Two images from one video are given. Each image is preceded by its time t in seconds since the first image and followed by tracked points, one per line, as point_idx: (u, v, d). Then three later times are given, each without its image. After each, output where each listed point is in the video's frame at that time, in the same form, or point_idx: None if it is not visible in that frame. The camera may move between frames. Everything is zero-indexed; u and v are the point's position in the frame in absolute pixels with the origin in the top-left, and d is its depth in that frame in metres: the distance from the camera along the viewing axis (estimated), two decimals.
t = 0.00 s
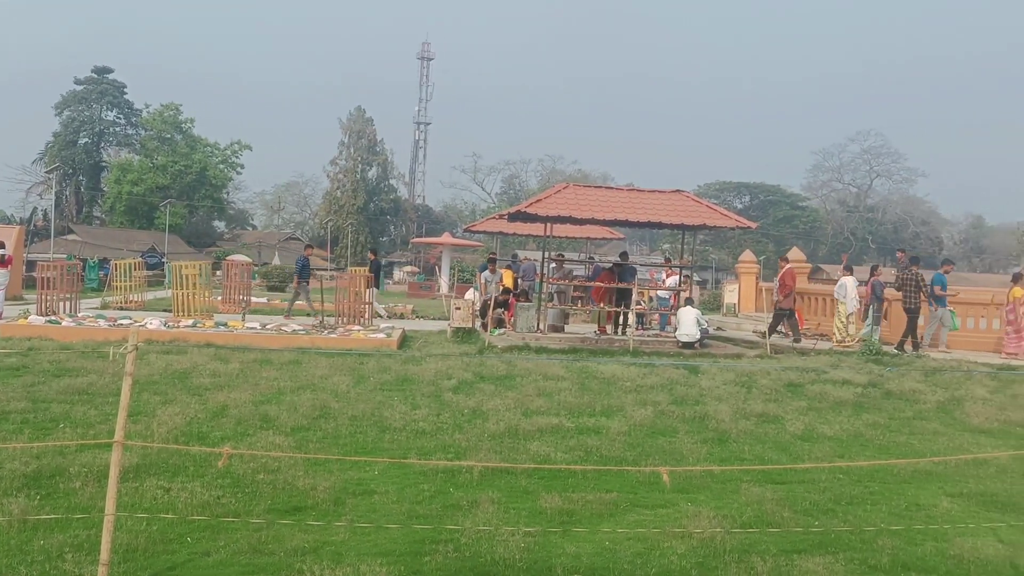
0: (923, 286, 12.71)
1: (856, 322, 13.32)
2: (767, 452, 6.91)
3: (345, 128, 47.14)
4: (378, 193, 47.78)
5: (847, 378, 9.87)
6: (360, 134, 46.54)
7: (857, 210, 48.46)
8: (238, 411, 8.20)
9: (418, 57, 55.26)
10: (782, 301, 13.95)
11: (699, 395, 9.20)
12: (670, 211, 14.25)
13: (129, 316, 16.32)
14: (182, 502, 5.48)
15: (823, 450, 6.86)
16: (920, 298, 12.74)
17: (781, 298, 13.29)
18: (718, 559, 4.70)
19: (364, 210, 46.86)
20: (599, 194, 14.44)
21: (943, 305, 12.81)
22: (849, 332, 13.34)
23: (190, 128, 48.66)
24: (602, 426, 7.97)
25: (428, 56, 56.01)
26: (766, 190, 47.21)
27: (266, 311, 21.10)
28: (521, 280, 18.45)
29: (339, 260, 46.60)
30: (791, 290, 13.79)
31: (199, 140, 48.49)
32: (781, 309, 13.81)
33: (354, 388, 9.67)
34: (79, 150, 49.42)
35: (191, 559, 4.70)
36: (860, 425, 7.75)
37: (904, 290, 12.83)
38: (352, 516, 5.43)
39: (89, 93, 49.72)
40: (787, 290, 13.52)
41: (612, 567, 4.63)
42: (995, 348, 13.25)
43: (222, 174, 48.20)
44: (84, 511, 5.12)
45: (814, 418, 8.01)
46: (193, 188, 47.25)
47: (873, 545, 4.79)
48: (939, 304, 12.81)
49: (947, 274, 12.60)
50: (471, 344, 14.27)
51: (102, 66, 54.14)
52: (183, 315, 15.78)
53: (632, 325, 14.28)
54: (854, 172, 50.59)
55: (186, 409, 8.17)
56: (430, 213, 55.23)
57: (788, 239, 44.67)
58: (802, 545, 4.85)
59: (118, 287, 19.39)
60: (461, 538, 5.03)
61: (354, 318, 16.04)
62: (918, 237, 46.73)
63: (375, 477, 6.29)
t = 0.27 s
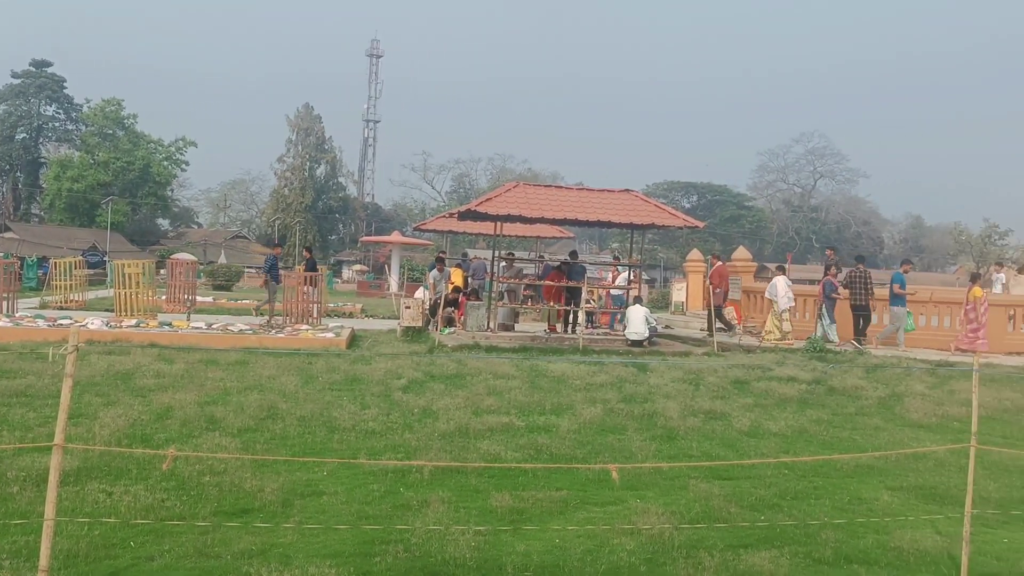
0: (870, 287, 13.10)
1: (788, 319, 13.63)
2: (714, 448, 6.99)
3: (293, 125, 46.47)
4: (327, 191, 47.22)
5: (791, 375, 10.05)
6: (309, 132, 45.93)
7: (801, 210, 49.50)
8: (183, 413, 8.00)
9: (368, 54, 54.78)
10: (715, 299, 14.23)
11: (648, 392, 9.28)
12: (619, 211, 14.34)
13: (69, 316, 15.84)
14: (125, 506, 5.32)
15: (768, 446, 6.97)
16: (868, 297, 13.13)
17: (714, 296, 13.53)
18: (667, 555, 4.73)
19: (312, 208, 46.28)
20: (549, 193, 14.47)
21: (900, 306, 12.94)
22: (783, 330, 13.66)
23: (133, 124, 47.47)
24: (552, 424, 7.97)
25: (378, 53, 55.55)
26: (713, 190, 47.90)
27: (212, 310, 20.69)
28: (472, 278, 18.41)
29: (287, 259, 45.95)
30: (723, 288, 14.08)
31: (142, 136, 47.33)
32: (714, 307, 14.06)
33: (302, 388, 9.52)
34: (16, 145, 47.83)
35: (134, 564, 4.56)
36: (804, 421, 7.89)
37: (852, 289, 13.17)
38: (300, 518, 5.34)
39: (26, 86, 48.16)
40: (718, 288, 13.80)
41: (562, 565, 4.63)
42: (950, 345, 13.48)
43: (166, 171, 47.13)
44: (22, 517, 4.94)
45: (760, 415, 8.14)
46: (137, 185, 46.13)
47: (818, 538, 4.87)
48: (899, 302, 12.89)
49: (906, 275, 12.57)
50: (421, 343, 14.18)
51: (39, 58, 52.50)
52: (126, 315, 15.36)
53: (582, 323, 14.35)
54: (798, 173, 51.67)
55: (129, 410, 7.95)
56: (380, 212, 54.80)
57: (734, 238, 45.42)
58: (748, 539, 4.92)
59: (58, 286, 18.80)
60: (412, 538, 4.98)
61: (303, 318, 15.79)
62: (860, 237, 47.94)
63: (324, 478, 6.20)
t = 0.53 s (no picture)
0: (811, 284, 13.36)
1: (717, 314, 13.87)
2: (655, 445, 7.05)
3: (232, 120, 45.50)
4: (267, 188, 46.38)
5: (730, 371, 10.22)
6: (249, 128, 45.04)
7: (740, 209, 50.45)
8: (118, 414, 7.75)
9: (309, 50, 53.98)
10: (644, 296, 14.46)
11: (590, 390, 9.33)
12: (562, 209, 14.39)
13: None
14: (55, 511, 5.12)
15: (708, 442, 7.06)
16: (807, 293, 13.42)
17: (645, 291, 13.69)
18: (609, 551, 4.74)
19: (252, 205, 45.41)
20: (493, 192, 14.44)
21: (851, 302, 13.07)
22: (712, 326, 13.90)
23: (65, 118, 45.92)
24: (495, 422, 7.95)
25: (319, 49, 54.81)
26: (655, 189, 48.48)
27: (147, 310, 20.13)
28: (415, 277, 18.28)
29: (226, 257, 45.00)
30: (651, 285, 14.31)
31: (74, 130, 45.82)
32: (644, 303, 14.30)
33: (242, 388, 9.31)
34: None
35: (65, 572, 4.38)
36: (743, 416, 8.02)
37: (792, 284, 13.42)
38: (239, 520, 5.21)
39: None
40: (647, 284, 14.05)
41: (505, 562, 4.60)
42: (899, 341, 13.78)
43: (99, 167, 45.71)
44: None
45: (700, 411, 8.24)
46: (68, 181, 44.65)
47: (756, 532, 4.95)
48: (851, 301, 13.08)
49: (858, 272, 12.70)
50: (363, 342, 14.03)
51: None
52: (57, 315, 14.84)
53: (525, 321, 14.36)
54: (737, 173, 52.64)
55: (60, 413, 7.66)
56: (322, 209, 54.07)
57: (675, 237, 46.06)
58: (689, 534, 4.96)
59: None
60: (354, 539, 4.89)
61: (241, 317, 15.37)
62: (797, 235, 49.10)
63: (264, 479, 6.06)
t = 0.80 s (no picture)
0: (752, 283, 13.55)
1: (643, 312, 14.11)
2: (595, 443, 7.07)
3: (166, 116, 44.31)
4: (203, 185, 45.31)
5: (669, 369, 10.34)
6: (183, 124, 43.92)
7: (678, 208, 51.27)
8: (43, 419, 7.45)
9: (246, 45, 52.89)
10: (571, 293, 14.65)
11: (531, 388, 9.33)
12: (503, 208, 14.37)
13: None
14: None
15: (647, 439, 7.12)
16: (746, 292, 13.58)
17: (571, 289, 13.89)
18: (548, 550, 4.73)
19: (187, 203, 44.31)
20: (433, 191, 14.33)
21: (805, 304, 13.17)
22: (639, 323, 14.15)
23: None
24: (436, 422, 7.88)
25: (256, 45, 53.71)
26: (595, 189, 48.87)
27: (76, 310, 19.46)
28: (355, 276, 18.06)
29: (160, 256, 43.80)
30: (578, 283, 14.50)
31: None
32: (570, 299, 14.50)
33: (175, 391, 9.05)
34: None
35: None
36: (681, 413, 8.11)
37: (734, 284, 13.58)
38: (171, 526, 5.05)
39: None
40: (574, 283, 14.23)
41: (444, 563, 4.55)
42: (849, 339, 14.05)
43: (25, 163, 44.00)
44: None
45: (639, 409, 8.31)
46: None
47: (693, 527, 5.00)
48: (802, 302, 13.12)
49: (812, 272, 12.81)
50: (301, 342, 13.79)
51: None
52: None
53: (466, 321, 14.30)
54: (675, 173, 53.43)
55: None
56: (259, 207, 53.07)
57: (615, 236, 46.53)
58: (627, 531, 4.99)
59: None
60: (291, 543, 4.79)
61: (175, 317, 14.96)
62: (734, 235, 50.08)
63: (197, 483, 5.89)
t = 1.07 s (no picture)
0: (687, 283, 13.76)
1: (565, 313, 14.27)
2: (529, 443, 7.06)
3: (89, 113, 42.77)
4: (128, 184, 43.89)
5: (602, 369, 10.42)
6: (107, 121, 42.47)
7: (613, 211, 51.88)
8: None
9: (174, 41, 51.46)
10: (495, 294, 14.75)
11: (465, 390, 9.28)
12: (438, 209, 14.29)
13: None
14: None
15: (581, 439, 7.14)
16: (680, 292, 13.76)
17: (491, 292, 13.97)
18: (481, 550, 4.69)
19: (111, 203, 42.85)
20: (367, 191, 14.15)
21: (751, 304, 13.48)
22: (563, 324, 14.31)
23: None
24: (368, 424, 7.76)
25: (185, 40, 52.30)
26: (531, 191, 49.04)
27: None
28: (287, 277, 17.73)
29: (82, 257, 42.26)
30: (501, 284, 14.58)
31: None
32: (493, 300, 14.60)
33: (97, 395, 8.72)
34: None
35: None
36: (614, 413, 8.17)
37: (669, 284, 13.77)
38: (91, 535, 4.84)
39: None
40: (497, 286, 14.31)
41: (375, 566, 4.47)
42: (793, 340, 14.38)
43: None
44: None
45: (572, 409, 8.34)
46: None
47: (624, 525, 5.02)
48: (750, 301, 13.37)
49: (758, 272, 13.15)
50: (230, 345, 13.46)
51: None
52: None
53: (400, 322, 14.16)
54: (610, 176, 54.04)
55: None
56: (188, 207, 51.68)
57: (551, 238, 46.79)
58: (560, 531, 4.98)
59: None
60: (217, 549, 4.64)
61: (99, 319, 14.47)
62: (667, 237, 50.90)
63: (119, 490, 5.67)
